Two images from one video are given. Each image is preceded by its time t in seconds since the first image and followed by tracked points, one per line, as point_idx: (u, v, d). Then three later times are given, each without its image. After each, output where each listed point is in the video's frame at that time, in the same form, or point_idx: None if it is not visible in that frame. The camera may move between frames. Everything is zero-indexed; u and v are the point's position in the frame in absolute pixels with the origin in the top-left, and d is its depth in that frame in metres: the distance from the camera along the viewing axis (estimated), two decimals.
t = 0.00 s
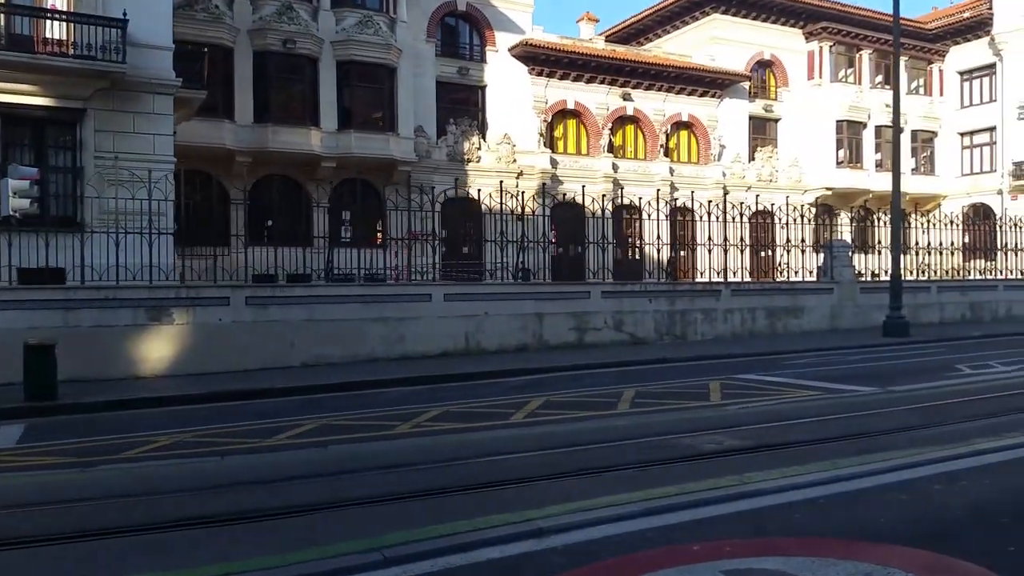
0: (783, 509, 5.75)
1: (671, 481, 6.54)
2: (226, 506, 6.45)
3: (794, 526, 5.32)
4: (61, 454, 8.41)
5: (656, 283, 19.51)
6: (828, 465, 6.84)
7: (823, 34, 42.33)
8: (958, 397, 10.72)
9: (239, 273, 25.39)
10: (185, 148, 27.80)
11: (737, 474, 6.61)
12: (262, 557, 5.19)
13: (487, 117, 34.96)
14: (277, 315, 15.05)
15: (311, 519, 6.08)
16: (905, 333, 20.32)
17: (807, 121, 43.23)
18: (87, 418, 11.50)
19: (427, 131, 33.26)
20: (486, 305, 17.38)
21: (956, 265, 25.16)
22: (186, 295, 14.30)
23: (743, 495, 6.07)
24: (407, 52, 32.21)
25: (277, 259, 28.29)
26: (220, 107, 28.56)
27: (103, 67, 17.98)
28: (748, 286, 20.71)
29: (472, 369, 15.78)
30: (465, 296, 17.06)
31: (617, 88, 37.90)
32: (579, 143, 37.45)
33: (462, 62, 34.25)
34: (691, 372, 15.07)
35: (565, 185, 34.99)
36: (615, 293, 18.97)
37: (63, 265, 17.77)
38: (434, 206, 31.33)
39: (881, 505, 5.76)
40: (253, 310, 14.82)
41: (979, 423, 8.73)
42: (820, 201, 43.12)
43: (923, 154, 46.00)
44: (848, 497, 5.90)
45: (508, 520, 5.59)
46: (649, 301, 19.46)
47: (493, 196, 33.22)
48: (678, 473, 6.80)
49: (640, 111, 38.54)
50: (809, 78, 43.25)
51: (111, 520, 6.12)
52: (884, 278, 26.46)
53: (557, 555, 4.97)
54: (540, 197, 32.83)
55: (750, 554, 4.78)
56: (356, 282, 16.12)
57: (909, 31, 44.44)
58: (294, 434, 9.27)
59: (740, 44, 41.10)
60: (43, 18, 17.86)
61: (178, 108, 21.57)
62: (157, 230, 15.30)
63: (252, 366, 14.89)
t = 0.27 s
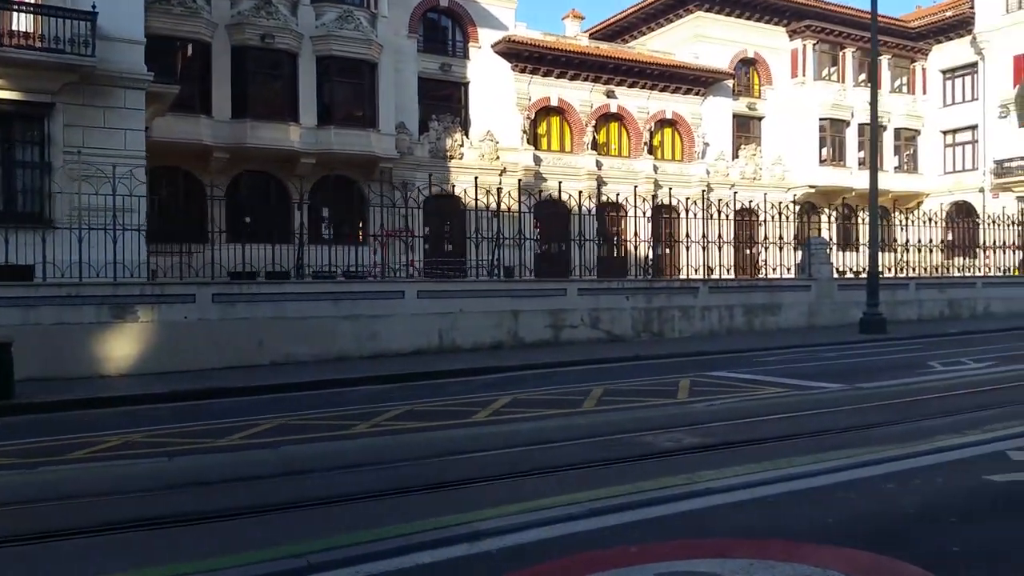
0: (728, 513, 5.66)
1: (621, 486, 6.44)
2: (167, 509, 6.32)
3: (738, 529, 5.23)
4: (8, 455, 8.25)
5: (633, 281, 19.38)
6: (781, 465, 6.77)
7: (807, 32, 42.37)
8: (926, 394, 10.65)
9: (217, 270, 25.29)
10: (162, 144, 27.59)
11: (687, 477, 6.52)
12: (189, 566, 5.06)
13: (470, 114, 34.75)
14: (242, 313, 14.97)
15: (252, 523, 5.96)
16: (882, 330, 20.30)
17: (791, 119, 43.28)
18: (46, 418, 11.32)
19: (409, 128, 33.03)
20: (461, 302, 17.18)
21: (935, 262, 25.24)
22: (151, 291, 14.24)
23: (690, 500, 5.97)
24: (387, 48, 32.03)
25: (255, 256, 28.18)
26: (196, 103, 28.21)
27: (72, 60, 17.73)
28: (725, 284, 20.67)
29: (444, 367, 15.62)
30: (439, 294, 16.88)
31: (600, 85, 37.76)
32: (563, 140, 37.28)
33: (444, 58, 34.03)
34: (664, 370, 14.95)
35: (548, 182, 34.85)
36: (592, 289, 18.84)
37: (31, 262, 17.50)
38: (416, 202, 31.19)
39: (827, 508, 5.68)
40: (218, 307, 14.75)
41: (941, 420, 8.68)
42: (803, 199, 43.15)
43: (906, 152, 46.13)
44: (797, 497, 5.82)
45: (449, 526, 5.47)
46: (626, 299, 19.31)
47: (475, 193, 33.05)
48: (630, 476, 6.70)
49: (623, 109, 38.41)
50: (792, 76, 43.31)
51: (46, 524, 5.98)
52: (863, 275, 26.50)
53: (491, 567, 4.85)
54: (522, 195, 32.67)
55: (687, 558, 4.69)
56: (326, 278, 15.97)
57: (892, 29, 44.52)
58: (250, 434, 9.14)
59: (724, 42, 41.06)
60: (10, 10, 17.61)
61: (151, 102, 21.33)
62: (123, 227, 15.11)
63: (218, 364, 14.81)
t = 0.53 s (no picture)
0: (677, 521, 5.60)
1: (574, 492, 6.37)
2: (110, 519, 6.20)
3: (682, 539, 5.17)
4: None
5: (608, 280, 19.19)
6: (736, 469, 6.71)
7: (787, 32, 42.43)
8: (892, 394, 10.61)
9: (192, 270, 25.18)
10: (133, 141, 27.37)
11: (640, 482, 6.46)
12: None
13: (449, 112, 34.52)
14: (207, 313, 14.83)
15: (193, 534, 5.85)
16: (857, 330, 20.30)
17: (771, 118, 43.34)
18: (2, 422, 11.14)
19: (387, 125, 32.73)
20: (433, 302, 16.98)
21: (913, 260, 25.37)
22: (113, 291, 14.05)
23: (641, 508, 5.91)
24: (365, 46, 31.89)
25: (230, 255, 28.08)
26: (169, 101, 28.02)
27: (35, 55, 17.41)
28: (701, 283, 20.55)
29: (414, 368, 15.45)
30: (410, 293, 16.68)
31: (581, 83, 37.62)
32: (543, 139, 37.12)
33: (423, 55, 33.79)
34: (637, 369, 14.84)
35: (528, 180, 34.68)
36: (566, 289, 18.62)
37: None
38: (395, 201, 31.06)
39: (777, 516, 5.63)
40: (182, 307, 14.62)
41: (902, 421, 8.65)
42: (783, 198, 43.21)
43: (886, 151, 46.24)
44: (745, 505, 5.78)
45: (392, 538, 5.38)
46: (601, 298, 19.13)
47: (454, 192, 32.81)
48: (583, 482, 6.62)
49: (604, 107, 38.30)
50: (772, 76, 43.39)
51: None
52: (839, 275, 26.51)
53: None
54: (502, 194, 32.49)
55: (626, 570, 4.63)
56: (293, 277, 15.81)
57: (873, 29, 44.61)
58: (206, 439, 9.01)
59: (706, 41, 41.01)
60: None
61: (120, 99, 21.04)
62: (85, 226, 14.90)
63: (183, 365, 14.69)
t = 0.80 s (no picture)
0: (622, 522, 5.41)
1: (521, 493, 6.17)
2: (35, 520, 6.00)
3: (617, 538, 5.04)
4: None
5: (582, 276, 18.98)
6: (689, 467, 6.53)
7: (767, 28, 42.43)
8: (858, 390, 10.45)
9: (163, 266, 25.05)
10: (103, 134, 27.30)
11: (590, 482, 6.26)
12: None
13: (425, 107, 34.25)
14: (167, 310, 14.59)
15: (121, 535, 5.67)
16: (831, 326, 20.27)
17: (751, 114, 43.35)
18: None
19: (362, 120, 32.43)
20: (402, 298, 16.68)
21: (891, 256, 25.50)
22: (70, 287, 13.78)
23: (588, 508, 5.71)
24: (340, 40, 31.67)
25: (204, 251, 27.96)
26: (139, 94, 27.95)
27: None
28: (676, 278, 20.38)
29: (381, 365, 15.21)
30: (379, 289, 16.38)
31: (560, 79, 37.42)
32: (522, 135, 36.91)
33: (400, 48, 33.50)
34: (607, 366, 14.65)
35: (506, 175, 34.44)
36: (538, 286, 18.34)
37: None
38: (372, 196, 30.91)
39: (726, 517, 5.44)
40: (142, 304, 14.36)
41: (866, 416, 8.50)
42: (762, 195, 43.26)
43: (865, 148, 46.23)
44: (688, 506, 5.64)
45: (320, 541, 5.21)
46: (574, 295, 18.90)
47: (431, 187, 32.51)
48: (531, 482, 6.42)
49: (583, 103, 38.12)
50: (752, 73, 43.43)
51: None
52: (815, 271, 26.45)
53: None
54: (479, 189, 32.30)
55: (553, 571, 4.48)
56: (258, 272, 15.60)
57: (853, 25, 44.59)
58: (153, 438, 8.81)
59: (686, 36, 40.92)
60: None
61: (86, 91, 20.66)
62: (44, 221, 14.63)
63: (143, 363, 14.48)
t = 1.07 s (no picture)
0: (566, 541, 5.16)
1: (465, 507, 5.92)
2: None
3: (553, 559, 4.83)
4: None
5: (556, 274, 18.71)
6: (641, 477, 6.33)
7: (747, 25, 42.33)
8: (828, 391, 10.27)
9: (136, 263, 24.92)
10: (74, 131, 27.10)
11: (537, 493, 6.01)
12: None
13: (403, 103, 33.97)
14: (129, 310, 14.25)
15: (38, 553, 5.44)
16: (807, 325, 20.21)
17: (732, 111, 43.34)
18: None
19: (339, 115, 32.25)
20: (372, 297, 16.40)
21: (872, 253, 25.45)
22: (27, 287, 13.44)
23: (533, 525, 5.46)
24: (316, 35, 31.42)
25: (178, 248, 27.84)
26: (111, 89, 27.78)
27: None
28: (651, 276, 20.18)
29: (349, 366, 14.97)
30: (348, 288, 16.10)
31: (540, 75, 37.18)
32: (501, 131, 36.62)
33: (377, 44, 33.28)
34: (579, 366, 14.42)
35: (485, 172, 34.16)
36: (511, 285, 18.07)
37: None
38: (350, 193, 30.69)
39: (674, 535, 5.20)
40: (103, 304, 14.02)
41: (831, 419, 8.30)
42: (743, 192, 43.30)
43: (846, 146, 46.24)
44: (633, 522, 5.43)
45: (244, 561, 4.98)
46: (548, 294, 18.65)
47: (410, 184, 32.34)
48: (477, 494, 6.17)
49: (563, 99, 37.89)
50: (733, 70, 43.32)
51: None
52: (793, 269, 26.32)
53: None
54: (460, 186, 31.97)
55: None
56: (224, 271, 15.30)
57: (835, 22, 44.51)
58: (97, 445, 8.59)
59: (667, 33, 40.78)
60: None
61: (50, 86, 20.27)
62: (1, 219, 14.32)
63: (102, 364, 14.13)
